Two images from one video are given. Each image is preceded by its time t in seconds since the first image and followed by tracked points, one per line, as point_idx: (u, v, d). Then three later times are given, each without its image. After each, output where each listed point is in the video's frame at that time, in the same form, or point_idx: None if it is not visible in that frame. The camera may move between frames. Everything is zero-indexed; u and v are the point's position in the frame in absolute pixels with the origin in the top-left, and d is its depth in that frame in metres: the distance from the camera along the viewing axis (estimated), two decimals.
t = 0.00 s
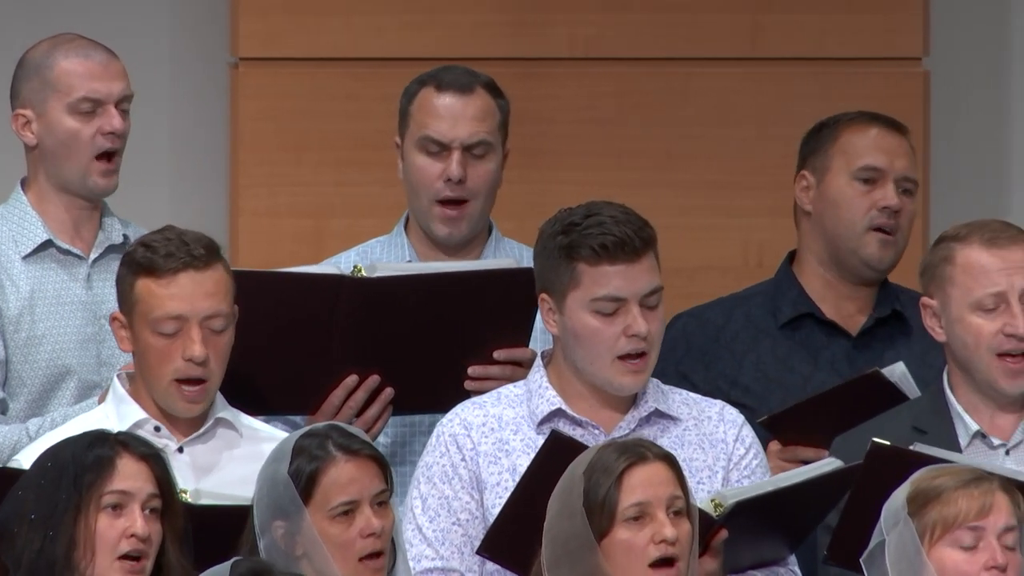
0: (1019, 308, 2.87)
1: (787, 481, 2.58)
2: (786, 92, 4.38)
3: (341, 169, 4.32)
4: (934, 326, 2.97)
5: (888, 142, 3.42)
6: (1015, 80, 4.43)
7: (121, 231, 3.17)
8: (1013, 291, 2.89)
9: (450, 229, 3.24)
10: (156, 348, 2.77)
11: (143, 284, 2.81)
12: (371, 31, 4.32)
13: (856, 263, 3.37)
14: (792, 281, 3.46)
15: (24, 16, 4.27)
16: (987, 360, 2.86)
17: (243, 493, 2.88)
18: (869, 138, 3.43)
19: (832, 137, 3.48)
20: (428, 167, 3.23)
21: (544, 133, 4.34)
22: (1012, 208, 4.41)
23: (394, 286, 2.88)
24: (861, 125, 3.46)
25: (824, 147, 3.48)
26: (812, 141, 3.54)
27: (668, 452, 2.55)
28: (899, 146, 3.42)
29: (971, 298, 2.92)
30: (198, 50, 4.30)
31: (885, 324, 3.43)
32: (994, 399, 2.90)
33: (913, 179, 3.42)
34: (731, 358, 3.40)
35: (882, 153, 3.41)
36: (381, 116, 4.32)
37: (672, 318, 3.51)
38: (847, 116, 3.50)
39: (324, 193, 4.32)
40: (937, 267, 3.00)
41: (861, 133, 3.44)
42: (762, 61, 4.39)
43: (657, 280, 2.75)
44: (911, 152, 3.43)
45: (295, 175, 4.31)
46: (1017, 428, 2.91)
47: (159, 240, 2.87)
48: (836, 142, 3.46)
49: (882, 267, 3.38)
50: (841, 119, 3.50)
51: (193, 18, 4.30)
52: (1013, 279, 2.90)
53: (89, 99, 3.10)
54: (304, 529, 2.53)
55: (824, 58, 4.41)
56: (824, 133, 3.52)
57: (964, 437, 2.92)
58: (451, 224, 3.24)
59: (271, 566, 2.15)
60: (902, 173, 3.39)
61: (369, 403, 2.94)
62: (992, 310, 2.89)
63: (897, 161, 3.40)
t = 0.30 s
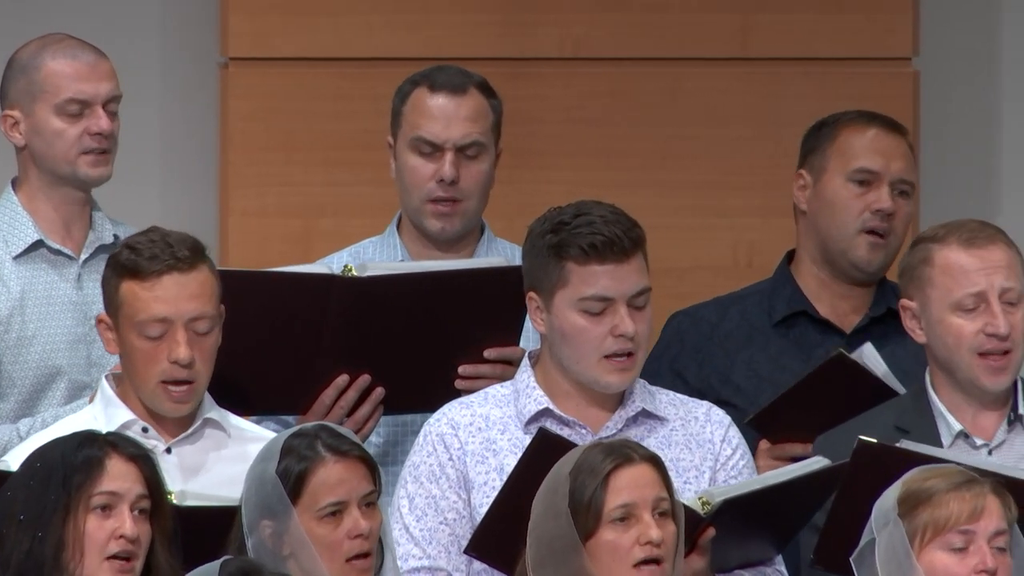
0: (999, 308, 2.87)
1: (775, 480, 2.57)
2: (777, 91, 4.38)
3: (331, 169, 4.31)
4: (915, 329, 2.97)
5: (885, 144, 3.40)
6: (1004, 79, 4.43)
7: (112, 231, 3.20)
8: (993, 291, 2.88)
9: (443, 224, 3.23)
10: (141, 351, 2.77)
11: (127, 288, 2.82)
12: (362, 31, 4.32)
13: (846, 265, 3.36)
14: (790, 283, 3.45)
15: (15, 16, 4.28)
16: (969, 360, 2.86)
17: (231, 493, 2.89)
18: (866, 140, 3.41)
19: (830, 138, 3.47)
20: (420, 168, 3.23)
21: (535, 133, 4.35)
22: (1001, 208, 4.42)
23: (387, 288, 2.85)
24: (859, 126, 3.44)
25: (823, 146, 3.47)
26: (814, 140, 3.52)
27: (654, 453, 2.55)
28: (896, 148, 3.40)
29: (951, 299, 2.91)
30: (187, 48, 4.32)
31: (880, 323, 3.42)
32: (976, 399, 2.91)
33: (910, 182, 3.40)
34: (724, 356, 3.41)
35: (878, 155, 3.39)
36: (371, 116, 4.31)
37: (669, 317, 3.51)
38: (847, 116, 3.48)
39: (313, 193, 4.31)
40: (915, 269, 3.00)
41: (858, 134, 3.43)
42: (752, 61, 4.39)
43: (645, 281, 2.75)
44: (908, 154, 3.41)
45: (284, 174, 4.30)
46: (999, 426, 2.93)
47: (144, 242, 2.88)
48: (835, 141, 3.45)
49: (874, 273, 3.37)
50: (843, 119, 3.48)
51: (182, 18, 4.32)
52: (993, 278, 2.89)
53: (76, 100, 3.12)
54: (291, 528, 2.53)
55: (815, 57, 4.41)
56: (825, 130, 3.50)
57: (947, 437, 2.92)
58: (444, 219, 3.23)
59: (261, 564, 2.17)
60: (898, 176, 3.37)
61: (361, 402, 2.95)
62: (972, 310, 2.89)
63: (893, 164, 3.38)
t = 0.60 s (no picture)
0: (986, 306, 2.85)
1: (761, 475, 2.58)
2: (766, 92, 4.38)
3: (321, 169, 4.31)
4: (900, 326, 2.97)
5: (887, 163, 3.35)
6: (994, 79, 4.43)
7: (102, 232, 3.21)
8: (980, 289, 2.87)
9: (437, 225, 3.23)
10: (127, 352, 2.78)
11: (113, 289, 2.83)
12: (351, 31, 4.31)
13: (847, 278, 3.35)
14: (791, 283, 3.45)
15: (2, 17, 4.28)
16: (956, 357, 2.85)
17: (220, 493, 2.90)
18: (869, 158, 3.36)
19: (835, 150, 3.42)
20: (417, 166, 3.23)
21: (525, 134, 4.35)
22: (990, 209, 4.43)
23: (375, 287, 2.86)
24: (864, 139, 3.40)
25: (828, 157, 3.43)
26: (820, 145, 3.47)
27: (641, 453, 2.55)
28: (898, 166, 3.34)
29: (937, 296, 2.90)
30: (177, 47, 4.33)
31: (877, 326, 3.40)
32: (961, 398, 2.91)
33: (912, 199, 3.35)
34: (720, 353, 3.43)
35: (880, 175, 3.34)
36: (360, 116, 4.31)
37: (670, 313, 3.55)
38: (852, 129, 3.42)
39: (303, 193, 4.31)
40: (901, 267, 2.98)
41: (862, 151, 3.38)
42: (741, 61, 4.39)
43: (631, 280, 2.75)
44: (913, 170, 3.36)
45: (275, 174, 4.30)
46: (983, 426, 2.93)
47: (130, 243, 2.89)
48: (838, 154, 3.41)
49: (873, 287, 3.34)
50: (846, 131, 3.43)
51: (169, 19, 4.33)
52: (980, 276, 2.88)
53: (66, 102, 3.13)
54: (281, 528, 2.54)
55: (805, 57, 4.40)
56: (830, 136, 3.46)
57: (932, 436, 2.92)
58: (438, 219, 3.22)
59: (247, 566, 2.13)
60: (900, 195, 3.32)
61: (349, 403, 2.95)
62: (959, 308, 2.87)
63: (895, 183, 3.33)
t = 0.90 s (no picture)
0: (992, 304, 2.84)
1: (753, 476, 2.59)
2: (756, 91, 4.38)
3: (310, 168, 4.31)
4: (906, 322, 2.95)
5: (878, 165, 3.35)
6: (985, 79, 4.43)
7: (90, 231, 3.23)
8: (986, 287, 2.86)
9: (428, 225, 3.23)
10: (115, 353, 2.78)
11: (100, 290, 2.83)
12: (341, 31, 4.32)
13: (839, 278, 3.34)
14: (786, 280, 3.45)
15: None
16: (961, 353, 2.84)
17: (208, 492, 2.90)
18: (861, 161, 3.36)
19: (826, 150, 3.42)
20: (410, 168, 3.22)
21: (515, 134, 4.36)
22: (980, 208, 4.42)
23: (362, 286, 2.85)
24: (855, 141, 3.39)
25: (819, 157, 3.42)
26: (811, 145, 3.47)
27: (633, 452, 2.55)
28: (889, 168, 3.34)
29: (943, 293, 2.89)
30: (167, 48, 4.33)
31: (872, 325, 3.40)
32: (965, 398, 2.90)
33: (904, 200, 3.34)
34: (712, 349, 3.42)
35: (871, 177, 3.34)
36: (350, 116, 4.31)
37: (665, 310, 3.54)
38: (845, 130, 3.42)
39: (293, 192, 4.31)
40: (908, 262, 2.97)
41: (854, 153, 3.37)
42: (731, 60, 4.39)
43: (618, 275, 2.75)
44: (902, 172, 3.36)
45: (265, 174, 4.30)
46: (987, 425, 2.92)
47: (117, 244, 2.89)
48: (830, 155, 3.40)
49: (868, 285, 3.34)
50: (837, 132, 3.42)
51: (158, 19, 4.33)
52: (986, 274, 2.87)
53: (57, 104, 3.14)
54: (273, 528, 2.51)
55: (795, 57, 4.40)
56: (821, 136, 3.45)
57: (934, 434, 2.92)
58: (429, 219, 3.22)
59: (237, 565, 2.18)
60: (891, 196, 3.32)
61: (339, 402, 2.94)
62: (965, 305, 2.86)
63: (886, 185, 3.33)
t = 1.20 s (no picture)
0: (990, 305, 2.81)
1: (745, 475, 2.58)
2: (744, 91, 4.38)
3: (299, 167, 4.31)
4: (905, 321, 2.92)
5: (876, 167, 3.34)
6: (972, 81, 4.42)
7: (79, 231, 3.23)
8: (984, 287, 2.83)
9: (414, 224, 3.22)
10: (104, 352, 2.78)
11: (89, 289, 2.83)
12: (330, 31, 4.31)
13: (834, 279, 3.34)
14: (777, 280, 3.45)
15: None
16: (959, 353, 2.81)
17: (198, 493, 2.90)
18: (859, 162, 3.36)
19: (824, 152, 3.41)
20: (398, 167, 3.22)
21: (504, 134, 4.36)
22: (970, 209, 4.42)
23: (349, 280, 2.86)
24: (854, 143, 3.39)
25: (817, 158, 3.42)
26: (809, 146, 3.47)
27: (621, 453, 2.55)
28: (888, 171, 3.34)
29: (942, 293, 2.86)
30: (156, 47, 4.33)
31: (863, 325, 3.41)
32: (965, 398, 2.89)
33: (900, 204, 3.34)
34: (703, 349, 3.41)
35: (869, 179, 3.33)
36: (338, 116, 4.31)
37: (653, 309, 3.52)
38: (844, 131, 3.41)
39: (281, 192, 4.30)
40: (908, 262, 2.95)
41: (852, 155, 3.37)
42: (720, 60, 4.39)
43: (603, 264, 2.78)
44: (901, 175, 3.36)
45: (253, 174, 4.30)
46: (987, 425, 2.90)
47: (107, 243, 2.89)
48: (828, 157, 3.40)
49: (861, 287, 3.34)
50: (837, 133, 3.42)
51: (148, 18, 4.33)
52: (985, 274, 2.84)
53: (48, 103, 3.14)
54: (265, 528, 2.51)
55: (784, 57, 4.40)
56: (819, 138, 3.45)
57: (933, 434, 2.90)
58: (416, 219, 3.22)
59: (235, 564, 2.15)
60: (888, 200, 3.32)
61: (327, 399, 2.95)
62: (963, 305, 2.84)
63: (884, 188, 3.32)
